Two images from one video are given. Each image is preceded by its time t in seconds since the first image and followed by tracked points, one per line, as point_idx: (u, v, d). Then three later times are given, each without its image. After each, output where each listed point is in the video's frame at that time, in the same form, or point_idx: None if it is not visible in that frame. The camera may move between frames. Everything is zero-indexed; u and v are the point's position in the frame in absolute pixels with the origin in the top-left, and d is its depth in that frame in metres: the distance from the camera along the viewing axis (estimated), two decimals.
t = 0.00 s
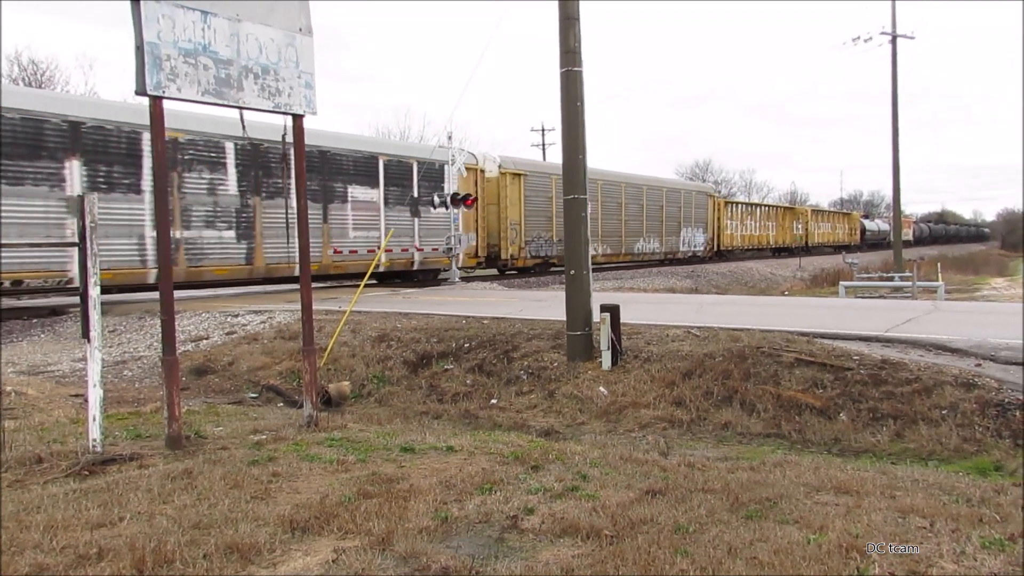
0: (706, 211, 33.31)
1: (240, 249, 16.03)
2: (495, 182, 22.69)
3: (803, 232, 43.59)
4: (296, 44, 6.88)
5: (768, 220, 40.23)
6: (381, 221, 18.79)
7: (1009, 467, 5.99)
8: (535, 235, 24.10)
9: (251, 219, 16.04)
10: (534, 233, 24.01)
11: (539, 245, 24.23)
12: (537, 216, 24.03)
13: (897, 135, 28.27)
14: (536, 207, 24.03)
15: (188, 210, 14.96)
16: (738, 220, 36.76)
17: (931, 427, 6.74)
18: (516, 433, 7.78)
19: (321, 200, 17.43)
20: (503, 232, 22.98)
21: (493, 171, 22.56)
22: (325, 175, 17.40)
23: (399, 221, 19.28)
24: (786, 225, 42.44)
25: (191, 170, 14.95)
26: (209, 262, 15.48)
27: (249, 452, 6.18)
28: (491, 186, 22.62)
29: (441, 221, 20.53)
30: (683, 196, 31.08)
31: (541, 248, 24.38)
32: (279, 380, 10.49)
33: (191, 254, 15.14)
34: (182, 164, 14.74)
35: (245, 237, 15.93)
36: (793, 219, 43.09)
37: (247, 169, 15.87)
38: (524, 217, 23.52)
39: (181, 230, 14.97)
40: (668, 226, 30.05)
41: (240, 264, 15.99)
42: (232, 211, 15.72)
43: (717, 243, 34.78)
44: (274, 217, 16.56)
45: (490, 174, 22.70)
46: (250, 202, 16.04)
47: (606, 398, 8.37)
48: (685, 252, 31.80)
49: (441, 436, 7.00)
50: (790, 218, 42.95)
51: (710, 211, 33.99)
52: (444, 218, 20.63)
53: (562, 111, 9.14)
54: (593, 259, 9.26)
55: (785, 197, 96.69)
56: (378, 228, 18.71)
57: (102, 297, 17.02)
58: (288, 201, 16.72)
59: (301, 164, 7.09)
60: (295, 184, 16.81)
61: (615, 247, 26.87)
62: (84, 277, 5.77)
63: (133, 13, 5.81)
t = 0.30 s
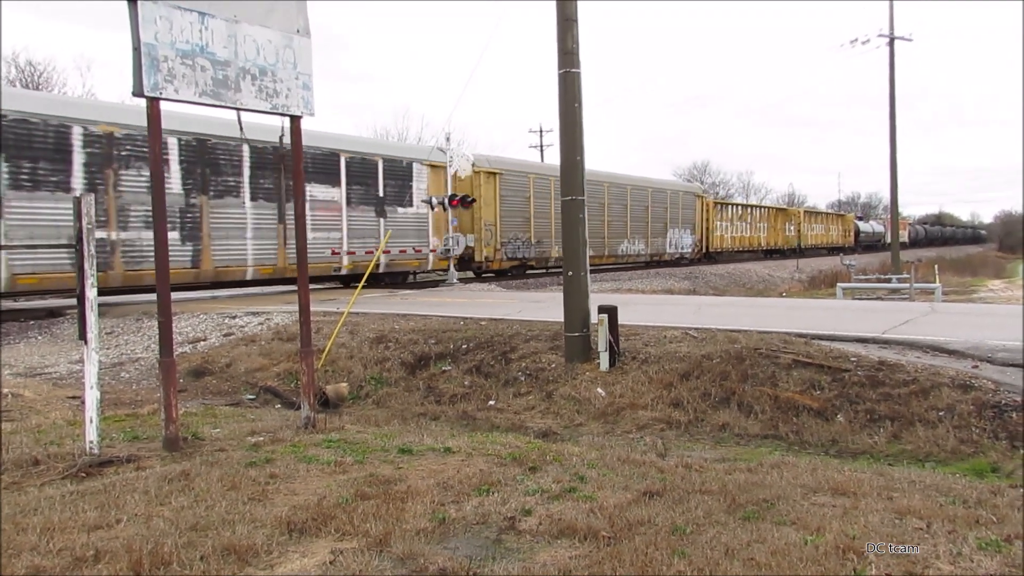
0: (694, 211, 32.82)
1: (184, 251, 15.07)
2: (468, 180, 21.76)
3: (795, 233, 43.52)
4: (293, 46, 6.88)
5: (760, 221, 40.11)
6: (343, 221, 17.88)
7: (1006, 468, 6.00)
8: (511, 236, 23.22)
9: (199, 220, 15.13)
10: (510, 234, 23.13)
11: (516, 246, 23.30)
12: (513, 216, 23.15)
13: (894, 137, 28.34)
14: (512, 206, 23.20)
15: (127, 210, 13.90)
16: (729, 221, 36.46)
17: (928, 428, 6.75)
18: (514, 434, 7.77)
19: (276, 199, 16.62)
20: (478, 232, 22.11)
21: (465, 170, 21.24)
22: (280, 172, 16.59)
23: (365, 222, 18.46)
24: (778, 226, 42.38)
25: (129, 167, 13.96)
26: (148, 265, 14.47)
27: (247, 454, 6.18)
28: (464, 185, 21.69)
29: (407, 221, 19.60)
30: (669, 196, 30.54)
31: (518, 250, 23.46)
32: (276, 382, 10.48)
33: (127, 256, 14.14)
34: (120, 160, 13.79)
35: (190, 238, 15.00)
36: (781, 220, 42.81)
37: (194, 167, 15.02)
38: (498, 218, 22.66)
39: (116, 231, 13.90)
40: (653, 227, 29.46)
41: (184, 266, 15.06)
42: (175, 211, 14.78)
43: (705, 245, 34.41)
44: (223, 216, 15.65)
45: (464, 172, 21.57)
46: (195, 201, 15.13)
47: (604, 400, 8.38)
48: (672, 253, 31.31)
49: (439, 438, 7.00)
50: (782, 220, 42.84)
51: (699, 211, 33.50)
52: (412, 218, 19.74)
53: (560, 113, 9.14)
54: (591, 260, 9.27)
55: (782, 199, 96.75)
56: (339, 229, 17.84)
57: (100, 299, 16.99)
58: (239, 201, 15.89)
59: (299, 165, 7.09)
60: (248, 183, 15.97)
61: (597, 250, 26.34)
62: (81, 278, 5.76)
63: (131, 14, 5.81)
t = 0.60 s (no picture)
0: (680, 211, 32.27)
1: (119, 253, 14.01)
2: (438, 178, 21.05)
3: (786, 234, 43.40)
4: (291, 46, 6.87)
5: (749, 222, 39.91)
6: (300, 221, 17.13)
7: (1003, 469, 6.02)
8: (486, 236, 22.51)
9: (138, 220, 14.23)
10: (485, 234, 22.41)
11: (491, 247, 22.57)
12: (487, 216, 22.46)
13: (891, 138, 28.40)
14: (486, 205, 22.50)
15: (54, 207, 12.91)
16: (717, 223, 36.10)
17: (924, 429, 6.76)
18: (511, 435, 7.78)
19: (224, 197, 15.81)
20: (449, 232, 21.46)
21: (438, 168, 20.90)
22: (229, 168, 15.84)
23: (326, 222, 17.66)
24: (769, 227, 42.31)
25: (56, 162, 12.99)
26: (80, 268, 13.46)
27: (244, 454, 6.17)
28: (434, 183, 20.99)
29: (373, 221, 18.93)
30: (654, 196, 29.90)
31: (493, 251, 22.75)
32: (274, 382, 10.48)
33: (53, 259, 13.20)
34: (46, 154, 12.81)
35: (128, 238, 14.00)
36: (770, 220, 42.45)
37: (133, 162, 14.11)
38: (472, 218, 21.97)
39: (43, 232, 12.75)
40: (638, 228, 28.96)
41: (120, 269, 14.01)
42: (110, 209, 13.75)
43: (692, 246, 33.95)
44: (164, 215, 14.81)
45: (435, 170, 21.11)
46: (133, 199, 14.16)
47: (601, 400, 8.38)
48: (656, 253, 30.83)
49: (436, 438, 7.00)
50: (772, 221, 42.71)
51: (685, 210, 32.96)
52: (378, 217, 19.10)
53: (557, 113, 9.15)
54: (589, 261, 9.27)
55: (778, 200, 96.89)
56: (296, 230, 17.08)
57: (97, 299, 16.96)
58: (183, 199, 15.10)
59: (297, 166, 7.08)
60: (192, 180, 15.20)
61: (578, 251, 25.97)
62: (78, 278, 5.76)
63: (128, 14, 5.81)
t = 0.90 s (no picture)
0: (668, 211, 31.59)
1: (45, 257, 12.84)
2: (406, 177, 20.71)
3: (777, 235, 43.24)
4: (289, 47, 6.86)
5: (738, 223, 39.54)
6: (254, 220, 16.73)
7: (999, 471, 6.04)
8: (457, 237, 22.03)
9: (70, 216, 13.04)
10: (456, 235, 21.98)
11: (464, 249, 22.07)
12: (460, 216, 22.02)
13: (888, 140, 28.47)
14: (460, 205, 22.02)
15: None
16: (705, 224, 35.59)
17: (921, 431, 6.77)
18: (508, 436, 7.78)
19: (167, 195, 15.02)
20: (418, 233, 21.06)
21: (406, 166, 20.67)
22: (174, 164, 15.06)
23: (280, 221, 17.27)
24: (760, 228, 42.16)
25: None
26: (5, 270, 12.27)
27: (241, 455, 6.16)
28: (402, 182, 20.65)
29: (333, 221, 18.40)
30: (641, 195, 29.29)
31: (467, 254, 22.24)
32: (271, 383, 10.47)
33: None
34: None
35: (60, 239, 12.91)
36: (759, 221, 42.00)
37: (63, 155, 12.97)
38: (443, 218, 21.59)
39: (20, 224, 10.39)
40: (623, 230, 28.41)
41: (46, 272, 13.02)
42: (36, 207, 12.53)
43: (679, 247, 33.28)
44: (101, 214, 13.90)
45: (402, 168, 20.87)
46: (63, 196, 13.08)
47: (598, 401, 8.38)
48: (642, 255, 29.87)
49: (433, 439, 7.00)
50: (764, 222, 42.53)
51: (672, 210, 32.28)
52: (339, 217, 18.55)
53: (555, 114, 9.14)
54: (586, 262, 9.27)
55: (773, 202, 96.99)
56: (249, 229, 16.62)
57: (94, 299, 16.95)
58: (120, 196, 14.18)
59: (295, 167, 7.07)
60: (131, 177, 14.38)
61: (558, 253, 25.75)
62: (75, 278, 5.75)
63: (126, 14, 5.80)
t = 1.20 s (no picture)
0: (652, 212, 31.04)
1: None
2: (369, 174, 19.85)
3: (768, 237, 43.08)
4: (287, 48, 6.87)
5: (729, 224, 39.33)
6: (193, 220, 15.52)
7: (996, 474, 6.06)
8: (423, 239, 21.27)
9: None
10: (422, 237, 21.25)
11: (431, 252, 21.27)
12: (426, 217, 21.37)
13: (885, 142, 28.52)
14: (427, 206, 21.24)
15: None
16: (693, 225, 35.17)
17: (918, 433, 6.78)
18: (505, 437, 7.77)
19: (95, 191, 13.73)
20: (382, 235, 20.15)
21: (367, 164, 19.80)
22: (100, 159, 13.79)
23: (224, 219, 16.08)
24: (751, 230, 41.92)
25: None
26: None
27: (238, 456, 6.15)
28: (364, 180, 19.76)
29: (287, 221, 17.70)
30: (622, 196, 28.81)
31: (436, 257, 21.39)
32: (268, 384, 10.46)
33: None
34: None
35: None
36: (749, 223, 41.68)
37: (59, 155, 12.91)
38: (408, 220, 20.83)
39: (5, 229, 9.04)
40: (604, 231, 27.91)
41: None
42: None
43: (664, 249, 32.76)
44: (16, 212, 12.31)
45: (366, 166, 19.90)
46: None
47: (596, 403, 8.39)
48: (625, 258, 29.29)
49: (431, 441, 6.99)
50: (755, 224, 42.32)
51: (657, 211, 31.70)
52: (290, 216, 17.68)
53: (553, 116, 9.15)
54: (584, 264, 9.28)
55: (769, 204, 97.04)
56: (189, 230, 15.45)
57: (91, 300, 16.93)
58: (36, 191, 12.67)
59: (293, 168, 7.07)
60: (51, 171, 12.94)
61: (533, 255, 25.03)
62: (72, 280, 5.74)
63: (123, 15, 5.80)
